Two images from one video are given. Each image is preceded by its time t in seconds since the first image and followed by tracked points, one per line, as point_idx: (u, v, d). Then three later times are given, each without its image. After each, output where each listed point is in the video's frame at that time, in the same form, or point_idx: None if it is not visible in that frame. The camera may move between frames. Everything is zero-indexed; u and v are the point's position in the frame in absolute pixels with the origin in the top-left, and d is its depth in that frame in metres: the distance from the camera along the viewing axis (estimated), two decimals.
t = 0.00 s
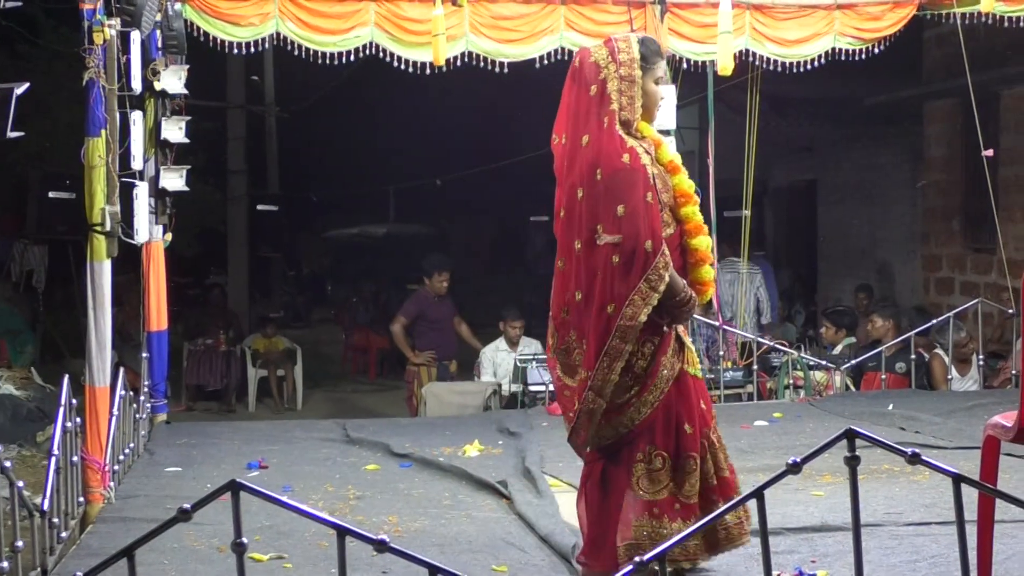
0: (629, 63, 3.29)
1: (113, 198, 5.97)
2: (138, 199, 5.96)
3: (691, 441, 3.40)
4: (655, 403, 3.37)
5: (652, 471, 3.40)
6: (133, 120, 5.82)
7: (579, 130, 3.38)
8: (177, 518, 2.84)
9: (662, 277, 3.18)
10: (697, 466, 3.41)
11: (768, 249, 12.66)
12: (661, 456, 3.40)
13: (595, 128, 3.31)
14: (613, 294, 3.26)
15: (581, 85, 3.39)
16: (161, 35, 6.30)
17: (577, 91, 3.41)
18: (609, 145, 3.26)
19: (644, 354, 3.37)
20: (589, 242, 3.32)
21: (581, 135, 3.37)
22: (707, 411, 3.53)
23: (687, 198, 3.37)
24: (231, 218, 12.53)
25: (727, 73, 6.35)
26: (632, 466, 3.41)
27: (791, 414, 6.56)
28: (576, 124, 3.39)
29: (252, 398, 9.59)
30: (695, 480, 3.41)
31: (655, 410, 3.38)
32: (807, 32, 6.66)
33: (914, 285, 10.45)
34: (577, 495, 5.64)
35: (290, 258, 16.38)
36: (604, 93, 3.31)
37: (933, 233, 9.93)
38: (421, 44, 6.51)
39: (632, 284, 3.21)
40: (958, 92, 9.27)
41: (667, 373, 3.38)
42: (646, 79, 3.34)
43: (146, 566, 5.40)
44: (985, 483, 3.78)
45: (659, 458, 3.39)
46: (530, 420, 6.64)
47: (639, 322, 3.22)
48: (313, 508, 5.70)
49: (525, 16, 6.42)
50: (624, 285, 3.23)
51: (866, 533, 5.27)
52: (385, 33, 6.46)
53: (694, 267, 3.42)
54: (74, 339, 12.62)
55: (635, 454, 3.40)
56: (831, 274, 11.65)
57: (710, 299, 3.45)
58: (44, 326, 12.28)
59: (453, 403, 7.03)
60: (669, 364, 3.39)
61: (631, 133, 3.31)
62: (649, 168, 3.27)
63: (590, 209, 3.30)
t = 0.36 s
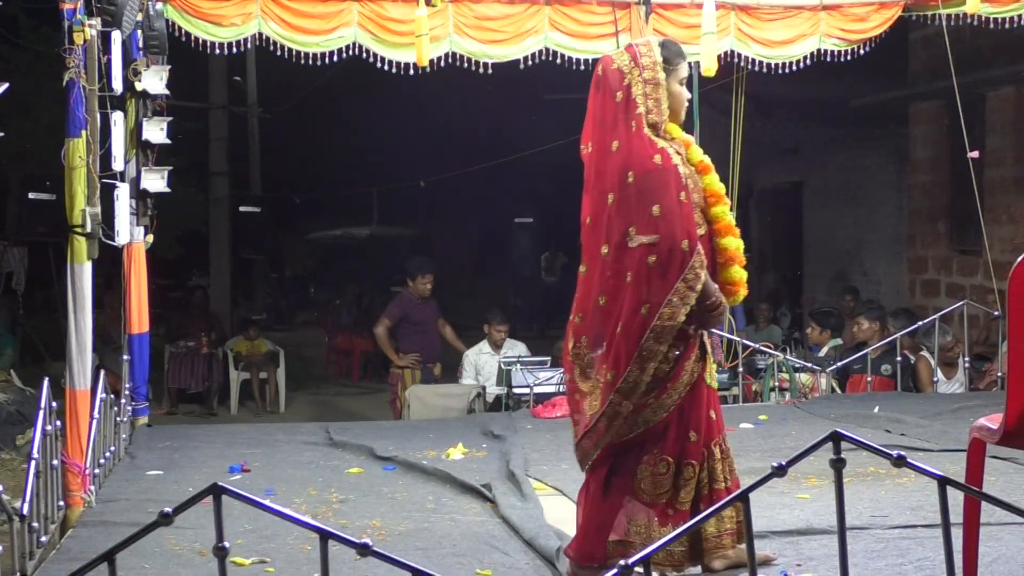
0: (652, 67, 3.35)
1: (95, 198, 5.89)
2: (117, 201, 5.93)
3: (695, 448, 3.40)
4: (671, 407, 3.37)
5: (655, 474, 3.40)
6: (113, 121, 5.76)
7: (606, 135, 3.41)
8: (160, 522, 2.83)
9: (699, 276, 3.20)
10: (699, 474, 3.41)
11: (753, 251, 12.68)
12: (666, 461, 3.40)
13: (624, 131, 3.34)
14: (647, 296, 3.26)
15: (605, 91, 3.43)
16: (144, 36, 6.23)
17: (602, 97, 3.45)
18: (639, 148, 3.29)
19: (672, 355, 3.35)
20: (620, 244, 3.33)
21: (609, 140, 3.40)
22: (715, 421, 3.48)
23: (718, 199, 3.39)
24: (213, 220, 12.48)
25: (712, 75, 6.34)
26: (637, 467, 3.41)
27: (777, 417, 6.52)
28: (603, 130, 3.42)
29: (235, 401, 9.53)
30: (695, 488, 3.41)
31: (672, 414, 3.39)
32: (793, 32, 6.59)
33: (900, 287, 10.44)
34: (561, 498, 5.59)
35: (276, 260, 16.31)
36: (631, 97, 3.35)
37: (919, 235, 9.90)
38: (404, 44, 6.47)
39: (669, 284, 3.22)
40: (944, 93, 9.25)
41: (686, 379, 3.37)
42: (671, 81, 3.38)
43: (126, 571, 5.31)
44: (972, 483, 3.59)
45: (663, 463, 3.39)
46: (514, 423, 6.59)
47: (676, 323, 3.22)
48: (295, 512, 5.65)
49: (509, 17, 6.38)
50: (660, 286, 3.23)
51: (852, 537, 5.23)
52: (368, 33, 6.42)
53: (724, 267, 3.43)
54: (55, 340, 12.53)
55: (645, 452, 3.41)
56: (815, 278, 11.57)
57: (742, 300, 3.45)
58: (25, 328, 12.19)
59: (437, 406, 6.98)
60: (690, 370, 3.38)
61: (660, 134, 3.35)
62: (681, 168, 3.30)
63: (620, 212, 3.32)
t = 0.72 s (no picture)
0: (672, 65, 3.38)
1: (68, 200, 5.81)
2: (92, 203, 5.85)
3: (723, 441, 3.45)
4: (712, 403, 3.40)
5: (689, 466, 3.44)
6: (85, 121, 5.69)
7: (629, 135, 3.46)
8: (134, 525, 2.89)
9: (730, 273, 3.26)
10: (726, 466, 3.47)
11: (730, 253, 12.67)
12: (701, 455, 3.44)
13: (647, 131, 3.38)
14: (679, 294, 3.31)
15: (625, 92, 3.48)
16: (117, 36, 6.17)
17: (622, 98, 3.50)
18: (664, 148, 3.33)
19: (710, 350, 3.37)
20: (650, 243, 3.38)
21: (632, 140, 3.45)
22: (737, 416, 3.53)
23: (740, 193, 3.41)
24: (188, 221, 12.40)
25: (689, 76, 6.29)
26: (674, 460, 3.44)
27: (754, 418, 6.50)
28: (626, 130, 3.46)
29: (209, 404, 9.48)
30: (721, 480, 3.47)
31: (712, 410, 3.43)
32: (770, 33, 6.54)
33: (878, 288, 10.45)
34: (538, 501, 5.58)
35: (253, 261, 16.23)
36: (652, 97, 3.39)
37: (896, 236, 9.91)
38: (381, 45, 6.43)
39: (702, 282, 3.27)
40: (922, 94, 9.28)
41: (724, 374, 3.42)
42: (690, 78, 3.42)
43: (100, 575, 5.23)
44: (944, 484, 3.64)
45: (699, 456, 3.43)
46: (490, 425, 6.56)
47: (710, 320, 3.28)
48: (271, 516, 5.61)
49: (486, 17, 6.34)
50: (693, 284, 3.28)
51: (828, 539, 5.21)
52: (344, 33, 6.38)
53: (750, 260, 3.46)
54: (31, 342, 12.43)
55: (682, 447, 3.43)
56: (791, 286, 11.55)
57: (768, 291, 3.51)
58: None
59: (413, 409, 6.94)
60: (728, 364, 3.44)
61: (682, 132, 3.39)
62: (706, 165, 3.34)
63: (649, 211, 3.37)
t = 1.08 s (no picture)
0: (673, 68, 3.30)
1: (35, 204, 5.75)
2: (59, 206, 5.80)
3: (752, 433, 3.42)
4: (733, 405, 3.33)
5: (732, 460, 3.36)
6: (53, 124, 5.61)
7: (628, 138, 3.41)
8: (100, 530, 2.75)
9: (724, 277, 3.20)
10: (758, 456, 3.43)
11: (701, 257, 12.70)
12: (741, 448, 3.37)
13: (646, 134, 3.33)
14: (676, 295, 3.25)
15: (625, 94, 3.42)
16: (84, 37, 6.11)
17: (623, 100, 3.44)
18: (662, 151, 3.27)
19: (718, 346, 3.31)
20: (649, 245, 3.33)
21: (631, 143, 3.39)
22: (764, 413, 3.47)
23: (735, 199, 3.38)
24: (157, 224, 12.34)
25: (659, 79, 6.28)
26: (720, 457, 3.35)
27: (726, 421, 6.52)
28: (625, 132, 3.40)
29: (179, 408, 9.44)
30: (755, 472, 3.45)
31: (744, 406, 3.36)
32: (739, 36, 6.54)
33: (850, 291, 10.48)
34: (508, 504, 5.57)
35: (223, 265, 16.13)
36: (651, 100, 3.34)
37: (866, 240, 10.12)
38: (350, 47, 6.41)
39: (696, 285, 3.21)
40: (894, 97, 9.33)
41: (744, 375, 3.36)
42: (691, 81, 3.37)
43: None
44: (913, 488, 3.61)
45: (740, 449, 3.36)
46: (461, 429, 6.55)
47: (705, 323, 3.22)
48: (240, 521, 5.58)
49: (456, 20, 6.34)
50: (688, 287, 3.23)
51: (799, 541, 5.20)
52: (314, 36, 6.37)
53: (744, 264, 3.42)
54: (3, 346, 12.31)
55: (725, 445, 3.34)
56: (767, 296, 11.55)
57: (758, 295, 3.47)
58: None
59: (384, 412, 6.92)
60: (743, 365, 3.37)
61: (681, 136, 3.33)
62: (703, 170, 3.29)
63: (648, 213, 3.32)
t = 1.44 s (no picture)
0: (682, 77, 3.26)
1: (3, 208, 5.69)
2: (27, 210, 5.76)
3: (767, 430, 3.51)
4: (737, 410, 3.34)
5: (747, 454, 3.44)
6: (20, 129, 5.55)
7: (631, 143, 3.37)
8: (69, 536, 2.59)
9: (715, 285, 3.15)
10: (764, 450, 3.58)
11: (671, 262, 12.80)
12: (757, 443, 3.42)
13: (648, 140, 3.30)
14: (666, 301, 3.21)
15: (633, 98, 3.38)
16: (54, 42, 6.04)
17: (630, 105, 3.40)
18: (662, 158, 3.24)
19: (719, 346, 3.30)
20: (643, 250, 3.29)
21: (633, 148, 3.35)
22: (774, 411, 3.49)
23: (736, 209, 3.34)
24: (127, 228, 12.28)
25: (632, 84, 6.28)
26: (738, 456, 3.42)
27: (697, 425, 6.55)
28: (628, 137, 3.36)
29: (150, 412, 9.41)
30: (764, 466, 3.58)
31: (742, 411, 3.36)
32: (710, 41, 6.56)
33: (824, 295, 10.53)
34: (479, 509, 5.57)
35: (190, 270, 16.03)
36: (658, 107, 3.30)
37: (836, 243, 10.27)
38: (321, 51, 6.40)
39: (687, 292, 3.17)
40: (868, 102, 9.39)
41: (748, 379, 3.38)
42: (699, 90, 3.32)
43: None
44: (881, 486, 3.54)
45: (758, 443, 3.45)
46: (433, 434, 6.54)
47: (693, 331, 3.18)
48: (210, 526, 5.56)
49: (427, 25, 6.32)
50: (679, 293, 3.19)
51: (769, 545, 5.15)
52: (285, 40, 6.35)
53: (743, 274, 3.43)
54: None
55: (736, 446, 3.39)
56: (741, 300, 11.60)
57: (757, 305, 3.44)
58: None
59: (355, 416, 6.89)
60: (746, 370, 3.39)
61: (683, 143, 3.30)
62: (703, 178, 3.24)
63: (643, 219, 3.29)
